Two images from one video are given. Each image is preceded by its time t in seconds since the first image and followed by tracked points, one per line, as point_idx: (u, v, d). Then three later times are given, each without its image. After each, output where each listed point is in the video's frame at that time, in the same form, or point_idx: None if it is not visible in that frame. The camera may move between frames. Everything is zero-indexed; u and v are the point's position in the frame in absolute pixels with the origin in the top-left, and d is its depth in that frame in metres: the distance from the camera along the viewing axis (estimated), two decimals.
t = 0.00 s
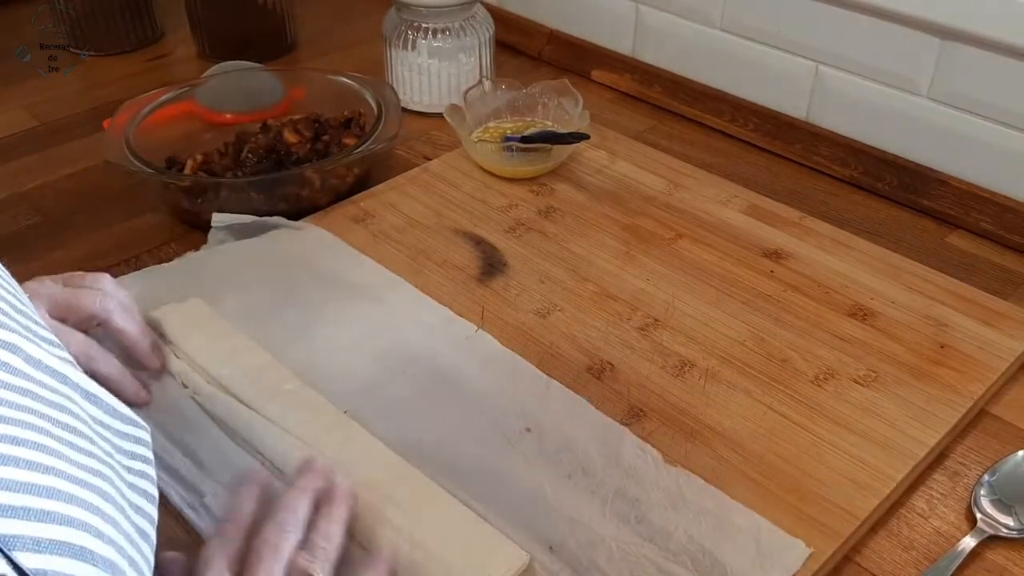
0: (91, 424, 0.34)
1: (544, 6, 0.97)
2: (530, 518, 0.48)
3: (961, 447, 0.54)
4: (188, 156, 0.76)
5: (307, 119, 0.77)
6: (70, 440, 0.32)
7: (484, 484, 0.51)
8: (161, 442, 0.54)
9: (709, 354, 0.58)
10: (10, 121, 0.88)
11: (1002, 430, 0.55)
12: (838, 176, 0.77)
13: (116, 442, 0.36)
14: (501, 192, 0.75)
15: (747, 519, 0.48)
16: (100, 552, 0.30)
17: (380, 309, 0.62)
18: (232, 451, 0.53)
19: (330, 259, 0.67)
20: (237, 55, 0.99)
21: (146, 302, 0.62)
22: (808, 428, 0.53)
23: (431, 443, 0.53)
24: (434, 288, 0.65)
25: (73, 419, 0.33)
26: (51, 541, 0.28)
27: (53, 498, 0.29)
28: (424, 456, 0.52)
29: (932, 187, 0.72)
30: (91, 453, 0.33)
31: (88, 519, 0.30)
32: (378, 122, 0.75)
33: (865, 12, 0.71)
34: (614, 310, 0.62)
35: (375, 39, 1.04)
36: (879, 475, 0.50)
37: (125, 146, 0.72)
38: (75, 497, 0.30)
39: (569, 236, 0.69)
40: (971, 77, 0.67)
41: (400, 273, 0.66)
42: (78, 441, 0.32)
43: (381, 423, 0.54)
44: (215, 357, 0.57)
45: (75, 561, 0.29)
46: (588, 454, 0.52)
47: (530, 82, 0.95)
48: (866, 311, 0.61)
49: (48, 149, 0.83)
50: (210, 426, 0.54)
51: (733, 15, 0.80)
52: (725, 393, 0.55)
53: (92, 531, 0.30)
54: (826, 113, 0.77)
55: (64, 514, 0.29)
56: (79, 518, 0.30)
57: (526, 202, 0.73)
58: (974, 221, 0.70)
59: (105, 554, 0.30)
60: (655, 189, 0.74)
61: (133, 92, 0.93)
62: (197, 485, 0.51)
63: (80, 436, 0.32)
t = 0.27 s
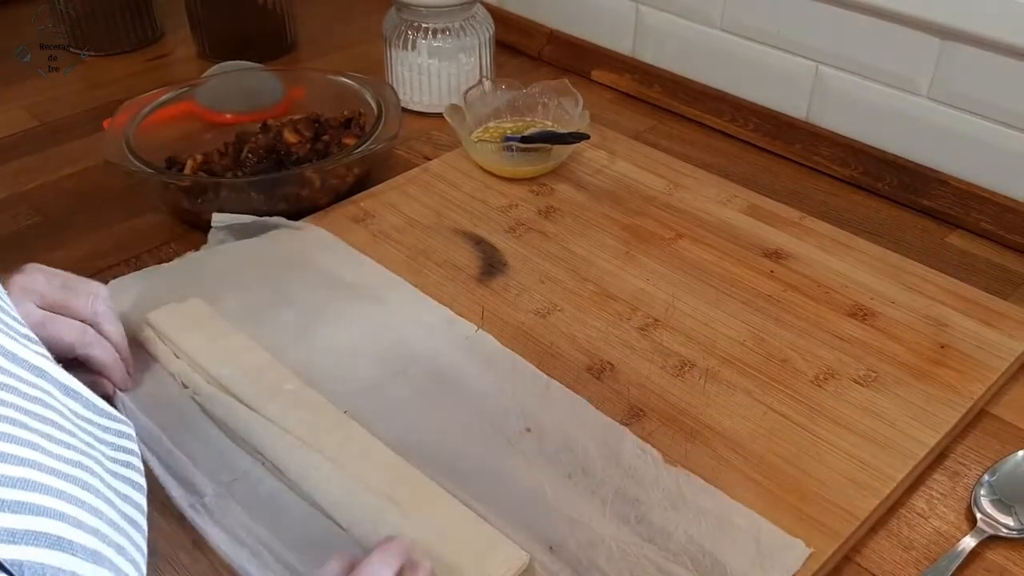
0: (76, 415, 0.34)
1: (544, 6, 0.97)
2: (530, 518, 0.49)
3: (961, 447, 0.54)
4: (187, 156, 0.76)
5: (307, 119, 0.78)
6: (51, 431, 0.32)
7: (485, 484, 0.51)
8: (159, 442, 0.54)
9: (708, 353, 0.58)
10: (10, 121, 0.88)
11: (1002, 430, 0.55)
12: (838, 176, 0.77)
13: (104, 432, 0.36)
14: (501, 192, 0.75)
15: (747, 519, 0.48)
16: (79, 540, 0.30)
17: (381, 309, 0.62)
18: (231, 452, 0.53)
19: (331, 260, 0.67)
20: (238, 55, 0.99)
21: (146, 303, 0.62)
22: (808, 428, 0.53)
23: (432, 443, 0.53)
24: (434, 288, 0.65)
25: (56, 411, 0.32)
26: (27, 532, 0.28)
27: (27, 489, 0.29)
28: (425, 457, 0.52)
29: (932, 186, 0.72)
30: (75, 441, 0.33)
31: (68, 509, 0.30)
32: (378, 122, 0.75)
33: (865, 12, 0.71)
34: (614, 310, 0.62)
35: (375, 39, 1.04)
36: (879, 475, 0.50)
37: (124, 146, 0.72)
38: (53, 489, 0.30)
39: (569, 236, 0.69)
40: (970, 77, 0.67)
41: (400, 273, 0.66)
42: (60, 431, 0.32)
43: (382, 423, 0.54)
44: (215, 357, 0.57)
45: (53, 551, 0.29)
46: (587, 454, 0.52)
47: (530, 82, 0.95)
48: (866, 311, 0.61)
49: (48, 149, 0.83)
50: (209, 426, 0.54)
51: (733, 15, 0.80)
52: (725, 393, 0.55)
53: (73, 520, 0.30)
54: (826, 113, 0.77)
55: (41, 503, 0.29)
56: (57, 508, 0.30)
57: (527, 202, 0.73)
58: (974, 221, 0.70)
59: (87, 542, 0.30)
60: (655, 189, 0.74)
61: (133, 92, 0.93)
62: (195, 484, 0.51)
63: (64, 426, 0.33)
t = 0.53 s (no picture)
0: (60, 424, 0.34)
1: (544, 6, 0.97)
2: (530, 518, 0.49)
3: (961, 447, 0.54)
4: (188, 156, 0.76)
5: (307, 119, 0.78)
6: (29, 440, 0.31)
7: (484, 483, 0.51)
8: (159, 442, 0.54)
9: (708, 353, 0.58)
10: (10, 121, 0.88)
11: (1002, 430, 0.55)
12: (839, 176, 0.77)
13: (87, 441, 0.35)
14: (501, 191, 0.75)
15: (747, 519, 0.48)
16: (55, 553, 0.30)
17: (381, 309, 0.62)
18: (231, 451, 0.53)
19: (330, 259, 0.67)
20: (238, 55, 0.99)
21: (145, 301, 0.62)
22: (808, 428, 0.53)
23: (432, 443, 0.53)
24: (434, 288, 0.65)
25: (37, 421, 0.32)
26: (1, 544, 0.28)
27: None
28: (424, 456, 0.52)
29: (932, 186, 0.72)
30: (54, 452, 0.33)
31: (44, 521, 0.30)
32: (378, 122, 0.75)
33: (865, 12, 0.71)
34: (614, 310, 0.62)
35: (375, 39, 1.04)
36: (879, 475, 0.50)
37: (124, 146, 0.72)
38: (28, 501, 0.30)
39: (569, 236, 0.69)
40: (970, 77, 0.67)
41: (401, 273, 0.66)
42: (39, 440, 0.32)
43: (382, 423, 0.54)
44: (216, 358, 0.57)
45: (28, 564, 0.29)
46: (587, 455, 0.52)
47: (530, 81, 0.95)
48: (866, 311, 0.61)
49: (48, 149, 0.83)
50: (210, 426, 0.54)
51: (733, 15, 0.80)
52: (725, 393, 0.55)
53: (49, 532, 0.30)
54: (826, 113, 0.77)
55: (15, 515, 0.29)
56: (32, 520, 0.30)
57: (527, 202, 0.73)
58: (974, 221, 0.70)
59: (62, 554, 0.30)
60: (655, 189, 0.74)
61: (133, 92, 0.93)
62: (194, 484, 0.51)
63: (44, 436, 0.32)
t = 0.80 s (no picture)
0: (55, 428, 0.34)
1: (544, 6, 0.97)
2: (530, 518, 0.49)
3: (961, 447, 0.54)
4: (187, 155, 0.76)
5: (307, 119, 0.78)
6: (19, 444, 0.31)
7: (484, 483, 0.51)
8: (159, 441, 0.54)
9: (708, 353, 0.58)
10: (10, 121, 0.88)
11: (1002, 430, 0.55)
12: (839, 176, 0.77)
13: (80, 446, 0.35)
14: (501, 191, 0.75)
15: (748, 520, 0.48)
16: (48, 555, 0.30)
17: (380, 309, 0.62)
18: (232, 451, 0.53)
19: (329, 259, 0.67)
20: (238, 55, 0.99)
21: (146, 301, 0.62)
22: (807, 428, 0.53)
23: (431, 443, 0.53)
24: (434, 288, 0.65)
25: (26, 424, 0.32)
26: None
27: None
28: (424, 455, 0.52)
29: (932, 186, 0.72)
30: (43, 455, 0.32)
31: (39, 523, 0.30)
32: (377, 122, 0.75)
33: (865, 12, 0.71)
34: (614, 310, 0.62)
35: (375, 39, 1.04)
36: (879, 475, 0.50)
37: (124, 146, 0.72)
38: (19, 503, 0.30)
39: (569, 236, 0.69)
40: (970, 77, 0.67)
41: (401, 274, 0.66)
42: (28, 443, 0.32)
43: (382, 423, 0.54)
44: (216, 357, 0.57)
45: (22, 565, 0.28)
46: (587, 455, 0.52)
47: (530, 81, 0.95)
48: (866, 311, 0.61)
49: (48, 149, 0.83)
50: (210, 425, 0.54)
51: (733, 15, 0.80)
52: (725, 393, 0.55)
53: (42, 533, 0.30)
54: (826, 113, 0.77)
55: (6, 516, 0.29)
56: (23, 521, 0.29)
57: (527, 202, 0.73)
58: (974, 221, 0.70)
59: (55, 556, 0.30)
60: (655, 189, 0.74)
61: (132, 91, 0.93)
62: (194, 483, 0.51)
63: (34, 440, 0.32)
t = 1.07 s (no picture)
0: (71, 424, 0.34)
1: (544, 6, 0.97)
2: (530, 518, 0.49)
3: (961, 447, 0.54)
4: (187, 155, 0.76)
5: (307, 119, 0.78)
6: (38, 438, 0.31)
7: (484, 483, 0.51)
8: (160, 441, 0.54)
9: (708, 353, 0.58)
10: (10, 121, 0.88)
11: (1002, 430, 0.55)
12: (839, 176, 0.77)
13: (96, 444, 0.35)
14: (501, 191, 0.75)
15: (749, 520, 0.48)
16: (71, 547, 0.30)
17: (381, 309, 0.62)
18: (232, 451, 0.53)
19: (330, 259, 0.67)
20: (238, 55, 0.99)
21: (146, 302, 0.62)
22: (807, 428, 0.53)
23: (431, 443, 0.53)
24: (434, 288, 0.65)
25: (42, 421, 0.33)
26: (17, 533, 0.28)
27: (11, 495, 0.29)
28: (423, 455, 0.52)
29: (932, 186, 0.72)
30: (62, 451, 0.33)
31: (60, 514, 0.30)
32: (377, 122, 0.75)
33: (866, 12, 0.71)
34: (614, 310, 0.62)
35: (375, 39, 1.04)
36: (879, 475, 0.50)
37: (124, 146, 0.72)
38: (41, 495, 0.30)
39: (569, 236, 0.69)
40: (970, 77, 0.67)
41: (401, 274, 0.66)
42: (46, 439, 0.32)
43: (382, 423, 0.54)
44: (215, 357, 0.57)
45: (45, 556, 0.29)
46: (587, 455, 0.52)
47: (529, 81, 0.95)
48: (866, 311, 0.61)
49: (48, 149, 0.83)
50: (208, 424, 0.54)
51: (733, 15, 0.80)
52: (725, 393, 0.55)
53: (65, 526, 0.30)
54: (826, 113, 0.77)
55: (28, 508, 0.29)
56: (47, 513, 0.29)
57: (527, 202, 0.73)
58: (974, 221, 0.70)
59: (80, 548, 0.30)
60: (655, 189, 0.74)
61: (132, 91, 0.93)
62: (194, 483, 0.51)
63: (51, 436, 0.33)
